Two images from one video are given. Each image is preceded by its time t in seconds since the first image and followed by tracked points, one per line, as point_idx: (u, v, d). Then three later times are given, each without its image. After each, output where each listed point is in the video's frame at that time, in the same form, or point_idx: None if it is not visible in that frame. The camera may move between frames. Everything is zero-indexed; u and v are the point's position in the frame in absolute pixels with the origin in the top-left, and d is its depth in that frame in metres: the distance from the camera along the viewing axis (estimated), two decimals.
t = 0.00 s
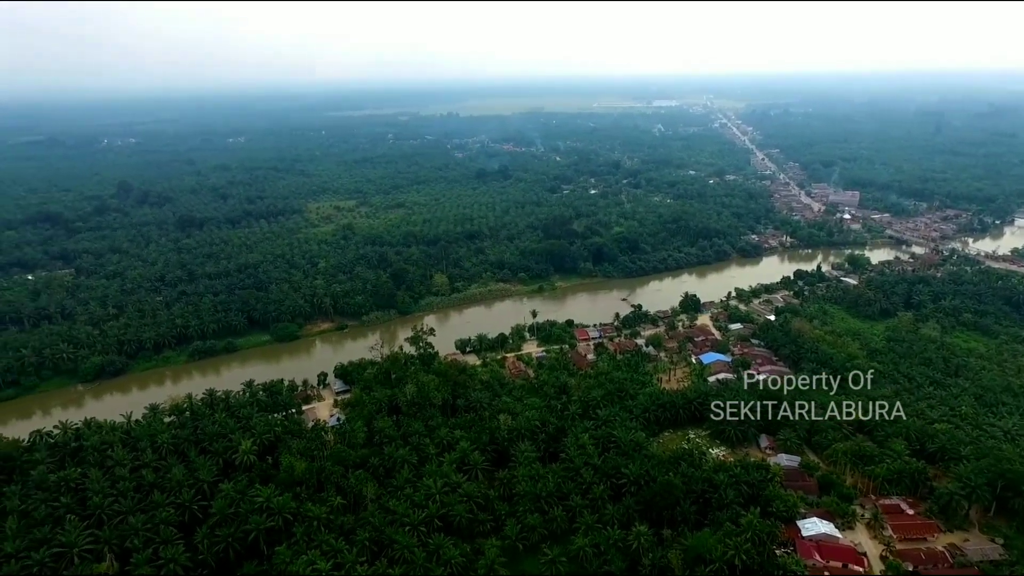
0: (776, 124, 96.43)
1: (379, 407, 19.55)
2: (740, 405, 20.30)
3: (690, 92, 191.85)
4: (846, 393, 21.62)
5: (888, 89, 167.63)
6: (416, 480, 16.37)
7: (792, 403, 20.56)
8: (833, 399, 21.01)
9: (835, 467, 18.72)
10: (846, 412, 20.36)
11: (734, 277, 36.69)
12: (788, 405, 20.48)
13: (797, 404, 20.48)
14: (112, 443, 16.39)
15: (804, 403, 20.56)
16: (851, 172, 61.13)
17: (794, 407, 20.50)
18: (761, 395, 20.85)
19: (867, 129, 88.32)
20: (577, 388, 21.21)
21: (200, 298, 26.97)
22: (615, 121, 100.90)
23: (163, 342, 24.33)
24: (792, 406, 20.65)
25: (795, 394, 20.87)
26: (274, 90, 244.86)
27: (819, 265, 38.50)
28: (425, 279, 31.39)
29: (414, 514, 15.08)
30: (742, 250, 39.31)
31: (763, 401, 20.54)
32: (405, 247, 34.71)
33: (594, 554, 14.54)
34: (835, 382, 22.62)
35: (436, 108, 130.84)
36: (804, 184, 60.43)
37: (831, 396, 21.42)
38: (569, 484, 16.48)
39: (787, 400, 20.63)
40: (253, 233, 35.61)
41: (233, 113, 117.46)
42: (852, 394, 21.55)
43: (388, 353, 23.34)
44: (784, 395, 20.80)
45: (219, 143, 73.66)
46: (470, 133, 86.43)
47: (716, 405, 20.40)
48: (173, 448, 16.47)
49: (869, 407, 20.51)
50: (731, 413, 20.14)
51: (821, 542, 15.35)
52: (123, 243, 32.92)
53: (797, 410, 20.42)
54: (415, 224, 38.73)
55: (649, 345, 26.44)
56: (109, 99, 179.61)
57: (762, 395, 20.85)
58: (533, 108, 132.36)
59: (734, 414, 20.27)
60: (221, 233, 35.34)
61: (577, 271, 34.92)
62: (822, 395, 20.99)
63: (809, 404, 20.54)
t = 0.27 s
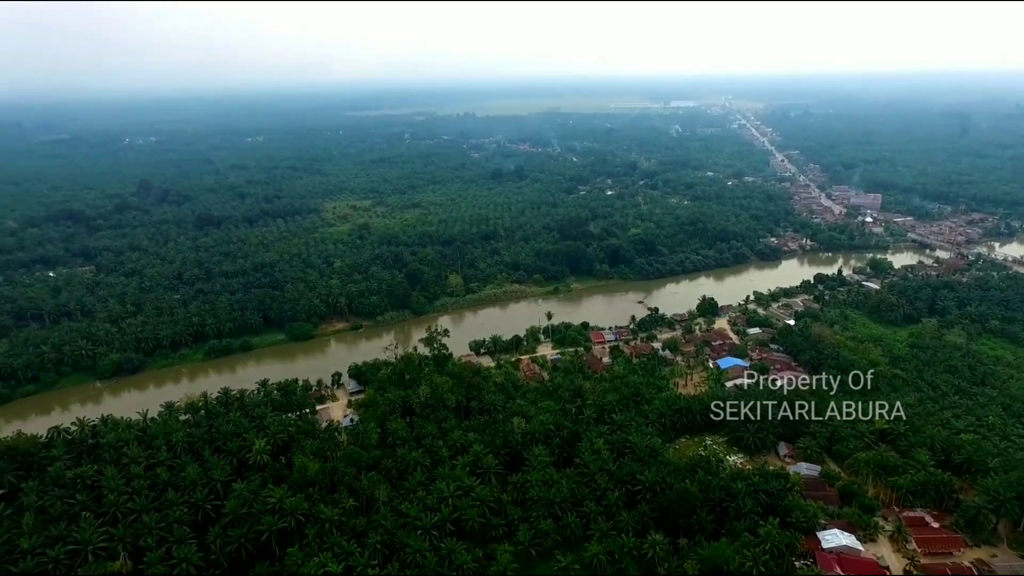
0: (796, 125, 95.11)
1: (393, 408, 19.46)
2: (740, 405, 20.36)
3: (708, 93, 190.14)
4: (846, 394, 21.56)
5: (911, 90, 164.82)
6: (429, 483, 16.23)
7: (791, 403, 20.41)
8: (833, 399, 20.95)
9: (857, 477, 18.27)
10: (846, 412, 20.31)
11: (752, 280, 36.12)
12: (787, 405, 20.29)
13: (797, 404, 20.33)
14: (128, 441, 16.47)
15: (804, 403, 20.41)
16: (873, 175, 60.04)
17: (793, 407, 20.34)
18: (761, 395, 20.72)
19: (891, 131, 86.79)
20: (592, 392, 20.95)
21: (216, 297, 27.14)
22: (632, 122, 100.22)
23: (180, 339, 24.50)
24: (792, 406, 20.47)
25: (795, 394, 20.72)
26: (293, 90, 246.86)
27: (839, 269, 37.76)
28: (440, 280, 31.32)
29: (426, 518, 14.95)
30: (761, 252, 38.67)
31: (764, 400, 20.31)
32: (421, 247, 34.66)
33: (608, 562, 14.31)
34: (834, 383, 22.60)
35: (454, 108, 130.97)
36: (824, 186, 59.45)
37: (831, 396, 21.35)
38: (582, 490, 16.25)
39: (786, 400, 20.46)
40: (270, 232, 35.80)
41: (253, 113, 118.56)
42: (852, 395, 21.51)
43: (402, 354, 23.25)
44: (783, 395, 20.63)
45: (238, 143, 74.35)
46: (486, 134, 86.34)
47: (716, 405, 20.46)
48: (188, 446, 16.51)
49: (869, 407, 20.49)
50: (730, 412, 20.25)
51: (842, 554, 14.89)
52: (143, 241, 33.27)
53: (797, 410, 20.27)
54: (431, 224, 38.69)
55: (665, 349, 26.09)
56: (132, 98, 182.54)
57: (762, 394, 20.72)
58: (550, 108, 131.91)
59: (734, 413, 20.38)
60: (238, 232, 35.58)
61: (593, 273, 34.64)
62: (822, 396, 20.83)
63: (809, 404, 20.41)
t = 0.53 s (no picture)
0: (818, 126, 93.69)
1: (407, 410, 19.40)
2: (740, 405, 20.19)
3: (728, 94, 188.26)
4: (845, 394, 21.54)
5: (937, 91, 161.70)
6: (442, 485, 16.11)
7: (791, 404, 20.26)
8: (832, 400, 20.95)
9: (882, 488, 17.83)
10: (846, 412, 20.37)
11: (772, 284, 35.52)
12: (787, 405, 20.07)
13: (797, 405, 20.14)
14: (145, 438, 16.56)
15: (804, 403, 20.27)
16: (898, 177, 58.86)
17: (793, 407, 20.14)
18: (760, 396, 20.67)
19: (916, 133, 85.08)
20: (608, 396, 20.69)
21: (234, 295, 27.34)
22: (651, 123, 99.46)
23: (197, 337, 24.69)
24: (792, 406, 20.25)
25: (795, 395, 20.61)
26: (312, 90, 248.87)
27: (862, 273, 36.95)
28: (456, 280, 31.25)
29: (439, 521, 14.83)
30: (781, 256, 38.04)
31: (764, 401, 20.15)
32: (437, 247, 34.63)
33: (623, 570, 14.07)
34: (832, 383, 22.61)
35: (472, 108, 131.06)
36: (847, 188, 58.43)
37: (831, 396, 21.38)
38: (597, 496, 16.03)
39: (786, 401, 20.29)
40: (287, 231, 36.01)
41: (273, 112, 119.70)
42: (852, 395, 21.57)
43: (417, 355, 23.16)
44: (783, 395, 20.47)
45: (258, 142, 75.07)
46: (504, 134, 86.21)
47: (734, 412, 20.11)
48: (203, 445, 16.57)
49: (869, 407, 20.61)
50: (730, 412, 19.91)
51: (864, 567, 14.45)
52: (163, 239, 33.64)
53: (797, 410, 20.08)
54: (447, 224, 38.66)
55: (683, 353, 25.73)
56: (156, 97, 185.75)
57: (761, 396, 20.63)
58: (568, 108, 131.38)
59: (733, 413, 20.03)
60: (256, 230, 35.84)
61: (610, 275, 34.34)
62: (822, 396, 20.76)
63: (809, 404, 20.26)
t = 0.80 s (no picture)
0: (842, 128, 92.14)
1: (422, 411, 19.33)
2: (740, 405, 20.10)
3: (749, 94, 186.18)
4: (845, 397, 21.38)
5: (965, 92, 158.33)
6: (457, 488, 15.98)
7: (790, 404, 20.14)
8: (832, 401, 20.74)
9: (907, 500, 17.37)
10: (847, 412, 20.12)
11: (792, 288, 34.93)
12: (787, 405, 20.00)
13: (796, 404, 20.01)
14: (161, 435, 16.64)
15: (803, 403, 20.12)
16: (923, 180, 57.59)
17: (793, 407, 20.01)
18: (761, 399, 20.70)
19: (943, 135, 83.25)
20: (624, 400, 20.41)
21: (252, 293, 27.50)
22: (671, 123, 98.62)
23: (215, 335, 24.85)
24: (792, 407, 20.13)
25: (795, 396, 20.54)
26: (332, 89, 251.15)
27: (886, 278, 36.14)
28: (472, 280, 31.16)
29: (453, 524, 14.69)
30: (802, 259, 37.38)
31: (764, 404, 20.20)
32: (453, 247, 34.57)
33: None
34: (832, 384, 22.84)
35: (491, 108, 131.05)
36: (870, 191, 57.33)
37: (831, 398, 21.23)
38: (613, 501, 15.78)
39: (786, 401, 20.21)
40: (305, 230, 36.20)
41: (295, 111, 120.78)
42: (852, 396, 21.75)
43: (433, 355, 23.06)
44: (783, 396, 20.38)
45: (279, 141, 75.72)
46: (522, 134, 86.00)
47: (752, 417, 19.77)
48: (219, 443, 16.61)
49: (869, 408, 20.47)
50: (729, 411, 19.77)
51: None
52: (183, 236, 33.99)
53: (797, 410, 19.93)
54: (464, 224, 38.58)
55: (701, 357, 25.36)
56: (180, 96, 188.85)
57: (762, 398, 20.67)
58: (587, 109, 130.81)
59: (734, 414, 19.89)
60: (275, 229, 36.07)
61: (627, 277, 33.99)
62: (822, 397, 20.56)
63: (808, 404, 20.12)
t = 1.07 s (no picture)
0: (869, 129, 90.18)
1: (438, 411, 19.25)
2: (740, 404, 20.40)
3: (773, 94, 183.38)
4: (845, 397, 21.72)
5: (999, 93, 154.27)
6: (472, 490, 15.85)
7: (789, 404, 20.48)
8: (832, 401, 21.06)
9: (937, 513, 16.83)
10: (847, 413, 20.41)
11: (816, 292, 34.22)
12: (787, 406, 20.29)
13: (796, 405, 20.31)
14: (180, 432, 16.75)
15: (802, 404, 20.44)
16: (954, 183, 56.08)
17: (792, 408, 20.35)
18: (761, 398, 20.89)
19: (975, 136, 81.06)
20: (643, 404, 20.10)
21: (271, 291, 27.68)
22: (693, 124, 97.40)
23: (235, 332, 25.02)
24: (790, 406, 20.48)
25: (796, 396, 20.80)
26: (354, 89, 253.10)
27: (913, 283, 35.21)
28: (490, 281, 31.04)
29: (468, 527, 14.56)
30: (826, 262, 36.59)
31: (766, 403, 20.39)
32: (472, 247, 34.48)
33: None
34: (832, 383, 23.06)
35: (512, 108, 130.68)
36: (898, 194, 56.03)
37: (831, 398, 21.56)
38: (630, 508, 15.52)
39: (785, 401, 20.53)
40: (325, 228, 36.37)
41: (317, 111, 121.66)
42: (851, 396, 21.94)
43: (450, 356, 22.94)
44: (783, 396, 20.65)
45: (301, 140, 76.26)
46: (542, 134, 85.59)
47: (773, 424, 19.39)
48: (237, 440, 16.66)
49: (869, 409, 20.79)
50: (731, 411, 20.01)
51: None
52: (205, 234, 34.35)
53: (797, 411, 20.24)
54: (483, 224, 38.47)
55: (722, 362, 24.90)
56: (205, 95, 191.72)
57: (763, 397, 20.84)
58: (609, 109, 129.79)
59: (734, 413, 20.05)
60: (295, 227, 36.29)
61: (647, 279, 33.59)
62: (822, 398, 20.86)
63: (808, 404, 20.42)
